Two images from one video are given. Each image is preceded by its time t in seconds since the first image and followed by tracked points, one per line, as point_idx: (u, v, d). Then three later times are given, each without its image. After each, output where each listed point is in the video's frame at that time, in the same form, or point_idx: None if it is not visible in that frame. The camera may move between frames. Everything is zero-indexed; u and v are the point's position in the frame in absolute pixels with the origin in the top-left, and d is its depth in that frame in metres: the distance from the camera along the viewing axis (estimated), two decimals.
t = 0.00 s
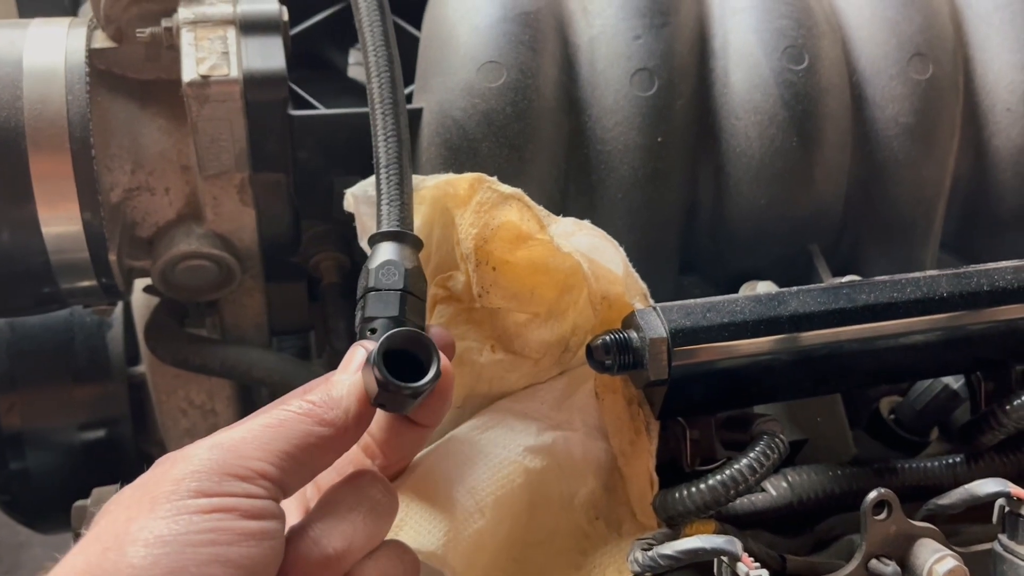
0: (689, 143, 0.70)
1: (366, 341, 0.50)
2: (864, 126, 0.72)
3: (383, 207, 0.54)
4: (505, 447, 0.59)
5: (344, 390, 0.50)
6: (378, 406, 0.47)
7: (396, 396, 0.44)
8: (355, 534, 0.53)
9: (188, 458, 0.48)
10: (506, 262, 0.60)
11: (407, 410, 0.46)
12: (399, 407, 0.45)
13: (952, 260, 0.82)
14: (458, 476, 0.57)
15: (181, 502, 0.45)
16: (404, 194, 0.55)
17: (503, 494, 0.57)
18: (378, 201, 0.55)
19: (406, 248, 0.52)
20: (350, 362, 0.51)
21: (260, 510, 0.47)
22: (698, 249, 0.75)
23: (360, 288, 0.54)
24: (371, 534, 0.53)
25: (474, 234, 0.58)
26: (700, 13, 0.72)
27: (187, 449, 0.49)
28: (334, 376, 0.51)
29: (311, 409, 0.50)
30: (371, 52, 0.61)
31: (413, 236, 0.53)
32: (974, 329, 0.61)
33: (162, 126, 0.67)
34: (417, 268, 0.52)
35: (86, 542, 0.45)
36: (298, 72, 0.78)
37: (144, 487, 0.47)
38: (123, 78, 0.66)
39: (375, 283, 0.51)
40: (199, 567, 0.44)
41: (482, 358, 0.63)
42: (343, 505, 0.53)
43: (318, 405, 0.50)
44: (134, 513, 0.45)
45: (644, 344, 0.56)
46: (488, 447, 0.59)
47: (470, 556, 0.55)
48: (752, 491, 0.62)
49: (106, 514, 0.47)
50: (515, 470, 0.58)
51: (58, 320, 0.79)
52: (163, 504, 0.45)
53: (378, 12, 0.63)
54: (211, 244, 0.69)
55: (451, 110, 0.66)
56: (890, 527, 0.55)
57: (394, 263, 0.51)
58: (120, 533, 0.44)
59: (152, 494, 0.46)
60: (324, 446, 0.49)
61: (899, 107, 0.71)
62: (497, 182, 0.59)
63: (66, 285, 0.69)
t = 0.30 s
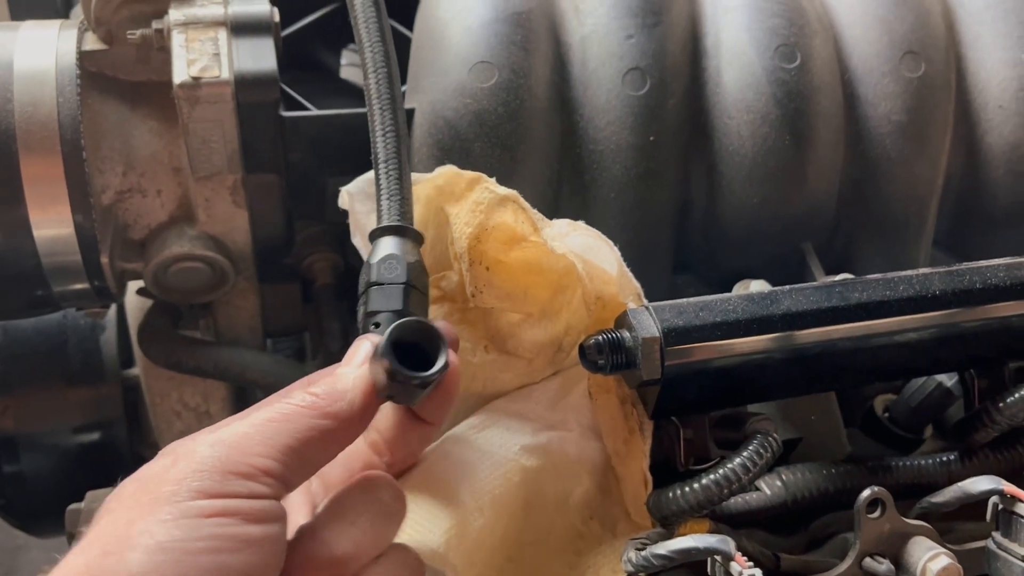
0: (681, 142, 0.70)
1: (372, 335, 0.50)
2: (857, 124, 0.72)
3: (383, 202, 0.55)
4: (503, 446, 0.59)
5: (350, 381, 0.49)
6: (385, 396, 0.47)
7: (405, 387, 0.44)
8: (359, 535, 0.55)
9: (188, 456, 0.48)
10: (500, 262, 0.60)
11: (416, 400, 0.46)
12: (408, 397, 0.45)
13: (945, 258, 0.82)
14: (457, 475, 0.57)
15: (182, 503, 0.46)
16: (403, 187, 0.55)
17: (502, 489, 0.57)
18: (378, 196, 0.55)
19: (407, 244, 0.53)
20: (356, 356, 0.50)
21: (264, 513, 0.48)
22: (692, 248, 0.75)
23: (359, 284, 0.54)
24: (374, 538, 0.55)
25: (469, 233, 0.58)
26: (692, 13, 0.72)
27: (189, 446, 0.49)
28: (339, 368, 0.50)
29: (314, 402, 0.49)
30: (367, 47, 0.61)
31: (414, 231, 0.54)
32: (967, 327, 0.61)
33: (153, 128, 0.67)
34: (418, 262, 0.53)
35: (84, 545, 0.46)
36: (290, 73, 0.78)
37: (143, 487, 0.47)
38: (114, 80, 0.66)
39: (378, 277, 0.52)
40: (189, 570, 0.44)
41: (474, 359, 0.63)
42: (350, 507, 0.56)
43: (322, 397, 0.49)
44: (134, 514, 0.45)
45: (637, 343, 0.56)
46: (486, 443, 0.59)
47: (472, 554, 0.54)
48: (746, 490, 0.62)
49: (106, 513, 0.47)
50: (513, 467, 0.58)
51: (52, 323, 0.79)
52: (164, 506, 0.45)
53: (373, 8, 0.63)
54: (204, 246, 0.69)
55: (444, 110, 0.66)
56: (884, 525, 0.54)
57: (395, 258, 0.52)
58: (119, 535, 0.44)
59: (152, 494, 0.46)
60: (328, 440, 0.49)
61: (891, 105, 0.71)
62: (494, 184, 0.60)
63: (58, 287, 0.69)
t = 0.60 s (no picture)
0: (675, 142, 0.70)
1: (359, 314, 0.57)
2: (851, 123, 0.72)
3: (400, 195, 0.55)
4: (508, 448, 0.58)
5: (350, 350, 0.54)
6: (420, 386, 0.49)
7: (443, 373, 0.47)
8: (415, 540, 0.50)
9: (202, 451, 0.48)
10: (494, 262, 0.59)
11: (453, 386, 0.48)
12: (446, 381, 0.48)
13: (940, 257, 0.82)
14: (456, 484, 0.56)
15: (203, 505, 0.45)
16: (419, 181, 0.56)
17: (503, 487, 0.56)
18: (394, 189, 0.56)
19: (426, 236, 0.53)
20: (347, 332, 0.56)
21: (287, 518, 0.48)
22: (687, 248, 0.75)
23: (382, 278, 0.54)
24: (439, 531, 0.51)
25: (464, 233, 0.58)
26: (685, 13, 0.72)
27: (195, 440, 0.48)
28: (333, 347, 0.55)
29: (316, 376, 0.52)
30: (374, 42, 0.62)
31: (433, 223, 0.54)
32: (962, 326, 0.61)
33: (146, 131, 0.67)
34: (441, 254, 0.53)
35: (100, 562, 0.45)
36: (283, 75, 0.78)
37: (155, 494, 0.46)
38: (106, 83, 0.66)
39: (401, 269, 0.51)
40: None
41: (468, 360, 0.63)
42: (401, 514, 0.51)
43: (324, 371, 0.53)
44: (151, 522, 0.45)
45: (631, 344, 0.55)
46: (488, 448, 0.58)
47: (475, 554, 0.54)
48: (742, 491, 0.61)
49: (117, 525, 0.47)
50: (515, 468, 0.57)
51: (44, 327, 0.78)
52: (179, 513, 0.45)
53: (379, 5, 0.64)
54: (198, 248, 0.69)
55: (437, 113, 0.66)
56: (880, 525, 0.54)
57: (418, 250, 0.52)
58: (140, 547, 0.44)
59: (167, 502, 0.46)
60: (337, 411, 0.52)
61: (885, 104, 0.71)
62: (491, 185, 0.60)
63: (52, 291, 0.69)
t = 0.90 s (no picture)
0: (667, 141, 0.70)
1: (327, 313, 0.57)
2: (842, 121, 0.72)
3: (393, 194, 0.55)
4: (499, 451, 0.59)
5: (319, 344, 0.54)
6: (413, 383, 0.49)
7: (435, 371, 0.47)
8: (398, 548, 0.50)
9: (175, 449, 0.48)
10: (486, 262, 0.59)
11: (445, 385, 0.49)
12: (439, 380, 0.48)
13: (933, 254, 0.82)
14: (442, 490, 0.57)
15: (177, 503, 0.46)
16: (412, 180, 0.56)
17: (489, 489, 0.57)
18: (387, 189, 0.56)
19: (420, 235, 0.53)
20: (316, 328, 0.56)
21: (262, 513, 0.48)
22: (680, 247, 0.75)
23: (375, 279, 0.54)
24: (423, 542, 0.51)
25: (456, 233, 0.58)
26: (677, 12, 0.72)
27: (166, 440, 0.49)
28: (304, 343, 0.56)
29: (285, 369, 0.52)
30: (366, 42, 0.62)
31: (426, 223, 0.54)
32: (955, 323, 0.62)
33: (138, 131, 0.67)
34: (434, 253, 0.53)
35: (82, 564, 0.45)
36: (275, 76, 0.78)
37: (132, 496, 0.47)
38: (97, 84, 0.66)
39: (395, 269, 0.51)
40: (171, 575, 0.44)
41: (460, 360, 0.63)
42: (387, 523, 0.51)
43: (294, 364, 0.53)
44: (129, 521, 0.45)
45: (622, 343, 0.55)
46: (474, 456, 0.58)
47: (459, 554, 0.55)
48: (734, 489, 0.62)
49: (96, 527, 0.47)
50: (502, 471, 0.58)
51: (39, 328, 0.78)
52: (156, 511, 0.45)
53: (371, 5, 0.64)
54: (189, 249, 0.69)
55: (428, 113, 0.67)
56: (871, 522, 0.54)
57: (411, 249, 0.52)
58: (118, 547, 0.44)
59: (143, 501, 0.46)
60: (307, 404, 0.52)
61: (877, 102, 0.71)
62: (483, 184, 0.60)
63: (44, 292, 0.69)
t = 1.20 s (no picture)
0: (662, 141, 0.70)
1: (327, 335, 0.57)
2: (837, 120, 0.72)
3: (389, 196, 0.55)
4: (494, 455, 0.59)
5: (316, 364, 0.55)
6: (408, 386, 0.49)
7: (431, 373, 0.47)
8: (372, 553, 0.50)
9: (165, 451, 0.48)
10: (480, 262, 0.59)
11: (442, 387, 0.48)
12: (434, 383, 0.48)
13: (928, 253, 0.82)
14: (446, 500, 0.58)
15: (164, 502, 0.46)
16: (408, 182, 0.56)
17: (486, 490, 0.57)
18: (383, 190, 0.56)
19: (415, 237, 0.53)
20: (314, 350, 0.56)
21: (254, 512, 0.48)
22: (675, 247, 0.75)
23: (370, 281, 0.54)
24: (402, 550, 0.51)
25: (450, 233, 0.58)
26: (672, 12, 0.72)
27: (158, 444, 0.49)
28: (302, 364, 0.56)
29: (281, 387, 0.53)
30: (361, 43, 0.62)
31: (422, 223, 0.54)
32: (949, 321, 0.62)
33: (133, 133, 0.67)
34: (429, 254, 0.53)
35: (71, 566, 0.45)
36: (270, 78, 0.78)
37: (122, 498, 0.47)
38: (93, 87, 0.66)
39: (390, 270, 0.51)
40: None
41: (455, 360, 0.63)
42: (368, 526, 0.52)
43: (290, 383, 0.53)
44: (118, 521, 0.45)
45: (617, 343, 0.56)
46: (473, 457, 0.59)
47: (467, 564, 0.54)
48: (730, 488, 0.62)
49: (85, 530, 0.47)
50: (502, 473, 0.58)
51: (36, 330, 0.78)
52: (144, 510, 0.46)
53: (365, 7, 0.64)
54: (185, 251, 0.69)
55: (423, 113, 0.67)
56: (866, 521, 0.54)
57: (407, 250, 0.52)
58: (106, 546, 0.44)
59: (132, 501, 0.46)
60: (300, 422, 0.53)
61: (872, 101, 0.71)
62: (478, 184, 0.60)
63: (40, 295, 0.69)
